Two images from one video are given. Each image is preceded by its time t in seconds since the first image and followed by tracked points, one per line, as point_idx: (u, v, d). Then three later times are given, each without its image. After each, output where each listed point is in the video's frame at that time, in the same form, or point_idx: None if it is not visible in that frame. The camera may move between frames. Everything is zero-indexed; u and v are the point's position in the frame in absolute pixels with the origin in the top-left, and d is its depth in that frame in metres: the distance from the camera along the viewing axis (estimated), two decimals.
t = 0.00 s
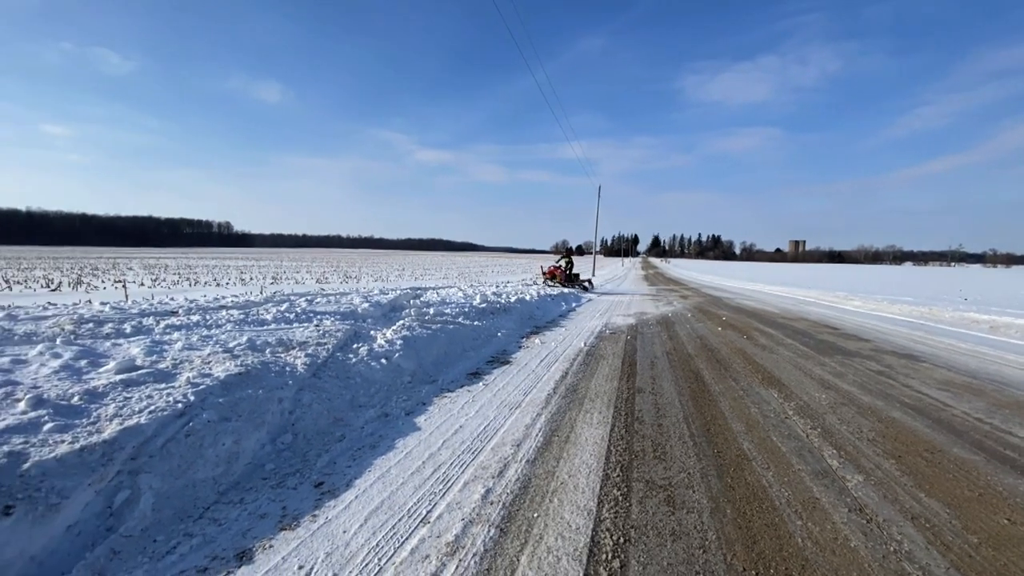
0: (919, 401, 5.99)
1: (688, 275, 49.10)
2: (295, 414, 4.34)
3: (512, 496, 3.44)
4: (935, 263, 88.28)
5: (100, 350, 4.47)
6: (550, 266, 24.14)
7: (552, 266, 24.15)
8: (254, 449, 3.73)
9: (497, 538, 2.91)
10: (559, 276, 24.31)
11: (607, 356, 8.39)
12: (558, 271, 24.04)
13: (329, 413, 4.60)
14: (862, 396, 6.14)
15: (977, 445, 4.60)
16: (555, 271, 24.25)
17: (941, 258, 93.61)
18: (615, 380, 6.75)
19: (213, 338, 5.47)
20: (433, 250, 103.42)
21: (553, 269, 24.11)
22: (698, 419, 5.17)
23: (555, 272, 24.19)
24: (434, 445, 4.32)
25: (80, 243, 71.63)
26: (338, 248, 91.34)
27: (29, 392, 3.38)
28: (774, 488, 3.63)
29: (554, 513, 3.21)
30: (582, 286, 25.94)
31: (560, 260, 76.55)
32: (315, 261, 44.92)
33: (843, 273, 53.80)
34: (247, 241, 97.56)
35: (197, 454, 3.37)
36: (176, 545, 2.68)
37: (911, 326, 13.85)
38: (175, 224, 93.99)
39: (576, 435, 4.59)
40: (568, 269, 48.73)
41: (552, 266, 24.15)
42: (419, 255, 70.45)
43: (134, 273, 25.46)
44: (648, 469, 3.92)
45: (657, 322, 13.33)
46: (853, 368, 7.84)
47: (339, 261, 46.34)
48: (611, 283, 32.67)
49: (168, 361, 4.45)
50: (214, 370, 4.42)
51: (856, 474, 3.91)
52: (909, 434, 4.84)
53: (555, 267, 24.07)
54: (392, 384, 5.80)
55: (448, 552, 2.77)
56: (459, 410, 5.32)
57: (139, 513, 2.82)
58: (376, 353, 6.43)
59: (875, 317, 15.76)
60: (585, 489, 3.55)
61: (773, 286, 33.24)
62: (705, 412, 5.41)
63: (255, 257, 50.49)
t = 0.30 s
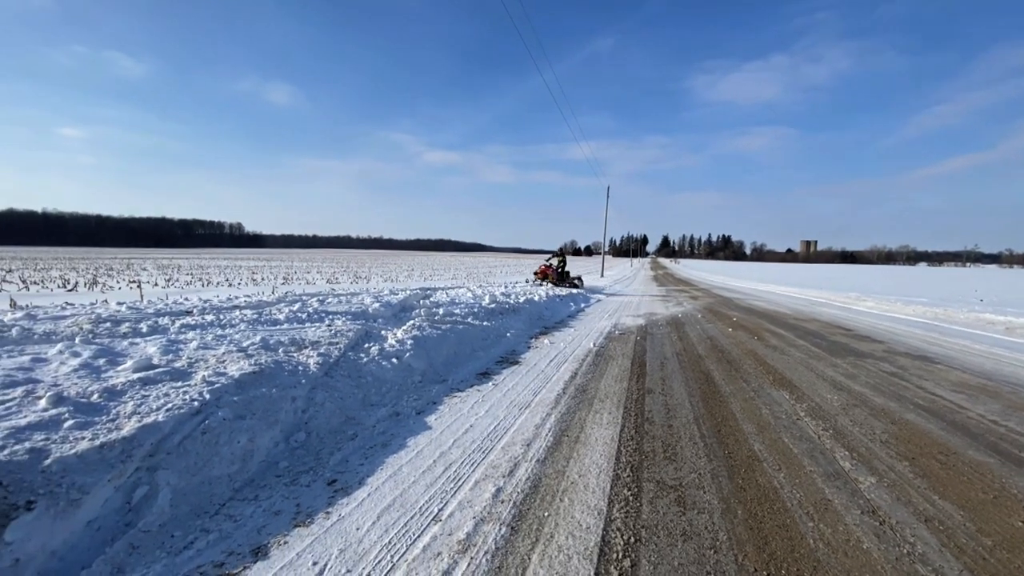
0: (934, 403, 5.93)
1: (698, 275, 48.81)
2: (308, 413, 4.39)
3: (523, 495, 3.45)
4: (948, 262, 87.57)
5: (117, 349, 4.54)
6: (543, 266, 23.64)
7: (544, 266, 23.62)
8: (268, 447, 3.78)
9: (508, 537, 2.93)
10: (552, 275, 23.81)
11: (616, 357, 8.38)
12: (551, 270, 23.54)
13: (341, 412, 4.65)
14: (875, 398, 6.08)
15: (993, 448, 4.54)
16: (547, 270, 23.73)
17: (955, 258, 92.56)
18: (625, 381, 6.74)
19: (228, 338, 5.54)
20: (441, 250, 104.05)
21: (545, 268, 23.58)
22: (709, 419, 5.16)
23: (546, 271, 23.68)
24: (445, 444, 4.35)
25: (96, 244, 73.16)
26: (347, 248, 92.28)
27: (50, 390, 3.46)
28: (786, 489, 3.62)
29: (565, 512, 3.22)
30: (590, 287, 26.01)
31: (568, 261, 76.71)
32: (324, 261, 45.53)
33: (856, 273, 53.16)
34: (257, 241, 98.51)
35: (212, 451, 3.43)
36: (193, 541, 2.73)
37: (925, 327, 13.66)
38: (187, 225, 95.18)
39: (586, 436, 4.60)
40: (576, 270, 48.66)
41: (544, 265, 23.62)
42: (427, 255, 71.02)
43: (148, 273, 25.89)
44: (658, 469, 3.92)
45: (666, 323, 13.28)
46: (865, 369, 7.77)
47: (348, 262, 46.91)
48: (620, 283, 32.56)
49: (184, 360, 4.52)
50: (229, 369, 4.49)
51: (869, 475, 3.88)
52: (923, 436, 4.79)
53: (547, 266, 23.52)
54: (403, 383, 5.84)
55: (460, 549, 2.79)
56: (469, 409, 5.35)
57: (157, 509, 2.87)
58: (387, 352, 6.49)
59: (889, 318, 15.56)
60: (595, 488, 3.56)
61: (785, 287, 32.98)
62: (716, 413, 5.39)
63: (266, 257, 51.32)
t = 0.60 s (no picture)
0: (949, 408, 5.81)
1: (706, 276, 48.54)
2: (315, 415, 4.39)
3: (530, 500, 3.42)
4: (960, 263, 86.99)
5: (127, 350, 4.57)
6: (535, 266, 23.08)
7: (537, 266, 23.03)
8: (275, 449, 3.78)
9: (516, 543, 2.90)
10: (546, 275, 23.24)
11: (624, 359, 8.32)
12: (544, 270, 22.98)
13: (348, 414, 4.65)
14: (888, 402, 5.98)
15: (1011, 455, 4.43)
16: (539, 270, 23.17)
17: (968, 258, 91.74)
18: (633, 384, 6.68)
19: (236, 339, 5.57)
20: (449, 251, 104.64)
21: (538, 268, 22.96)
22: (719, 423, 5.09)
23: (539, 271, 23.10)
24: (452, 447, 4.33)
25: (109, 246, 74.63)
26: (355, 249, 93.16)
27: (60, 391, 3.47)
28: (799, 496, 3.56)
29: (573, 518, 3.18)
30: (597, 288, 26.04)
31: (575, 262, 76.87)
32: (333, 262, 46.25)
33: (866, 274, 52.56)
34: (266, 242, 99.32)
35: (220, 454, 3.43)
36: (200, 544, 2.73)
37: (939, 329, 13.46)
38: (198, 226, 96.20)
39: (595, 439, 4.55)
40: (583, 271, 48.52)
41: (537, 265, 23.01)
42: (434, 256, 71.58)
43: (160, 274, 26.25)
44: (668, 474, 3.86)
45: (675, 324, 13.18)
46: (878, 372, 7.65)
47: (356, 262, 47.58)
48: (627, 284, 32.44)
49: (193, 361, 4.54)
50: (237, 370, 4.50)
51: (884, 482, 3.81)
52: (939, 442, 4.70)
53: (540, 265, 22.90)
54: (410, 385, 5.84)
55: (467, 555, 2.76)
56: (476, 412, 5.33)
57: (165, 511, 2.87)
58: (394, 354, 6.49)
59: (901, 321, 15.33)
60: (604, 494, 3.52)
61: (794, 288, 32.67)
62: (726, 416, 5.33)
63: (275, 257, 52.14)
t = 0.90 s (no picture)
0: (964, 411, 5.71)
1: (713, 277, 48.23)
2: (323, 415, 4.39)
3: (538, 502, 3.39)
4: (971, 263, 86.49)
5: (137, 350, 4.59)
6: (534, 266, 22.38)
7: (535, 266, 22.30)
8: (283, 450, 3.78)
9: (524, 546, 2.87)
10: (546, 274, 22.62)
11: (632, 361, 8.27)
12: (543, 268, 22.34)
13: (355, 414, 4.65)
14: (901, 405, 5.89)
15: None
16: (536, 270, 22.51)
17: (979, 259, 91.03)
18: (641, 385, 6.64)
19: (244, 339, 5.58)
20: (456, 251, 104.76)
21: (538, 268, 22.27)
22: (728, 426, 5.05)
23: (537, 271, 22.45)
24: (459, 448, 4.31)
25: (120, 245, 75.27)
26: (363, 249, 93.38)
27: (71, 391, 3.49)
28: (810, 500, 3.51)
29: (582, 521, 3.16)
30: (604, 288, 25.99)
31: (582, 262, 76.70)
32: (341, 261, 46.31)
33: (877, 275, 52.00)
34: (274, 242, 99.96)
35: (228, 454, 3.43)
36: (208, 544, 2.73)
37: (952, 331, 13.26)
38: (207, 226, 97.03)
39: (602, 442, 4.52)
40: (590, 271, 48.40)
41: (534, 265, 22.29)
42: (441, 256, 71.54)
43: (170, 274, 26.51)
44: (677, 478, 3.83)
45: (683, 326, 13.09)
46: (891, 375, 7.54)
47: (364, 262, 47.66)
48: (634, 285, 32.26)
49: (201, 361, 4.55)
50: (245, 370, 4.51)
51: (898, 487, 3.74)
52: (954, 446, 4.62)
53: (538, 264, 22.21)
54: (417, 386, 5.83)
55: (475, 558, 2.74)
56: (483, 413, 5.31)
57: (173, 511, 2.87)
58: (401, 354, 6.49)
59: (912, 322, 15.12)
60: (612, 497, 3.49)
61: (804, 289, 32.35)
62: (735, 419, 5.27)
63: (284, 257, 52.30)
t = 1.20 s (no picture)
0: (980, 414, 5.62)
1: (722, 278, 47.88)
2: (332, 414, 4.40)
3: (548, 504, 3.37)
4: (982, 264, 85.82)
5: (148, 348, 4.62)
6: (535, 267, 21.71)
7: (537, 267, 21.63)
8: (293, 449, 3.79)
9: (534, 548, 2.85)
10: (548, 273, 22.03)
11: (640, 361, 8.21)
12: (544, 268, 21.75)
13: (364, 413, 4.65)
14: (916, 408, 5.80)
15: None
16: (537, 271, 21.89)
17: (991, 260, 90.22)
18: (650, 386, 6.59)
19: (254, 338, 5.60)
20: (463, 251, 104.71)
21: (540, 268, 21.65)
22: (739, 428, 4.99)
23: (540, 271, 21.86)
24: (468, 448, 4.30)
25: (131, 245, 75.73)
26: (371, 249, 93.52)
27: (83, 388, 3.51)
28: (824, 504, 3.45)
29: (592, 523, 3.13)
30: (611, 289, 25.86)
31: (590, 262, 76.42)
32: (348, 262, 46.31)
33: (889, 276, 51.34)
34: (284, 242, 100.63)
35: (238, 452, 3.43)
36: (218, 542, 2.73)
37: (966, 333, 13.07)
38: (218, 226, 97.88)
39: (611, 443, 4.49)
40: (598, 271, 48.19)
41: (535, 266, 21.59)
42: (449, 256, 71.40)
43: (181, 274, 26.65)
44: (688, 480, 3.79)
45: (692, 326, 12.99)
46: (904, 377, 7.43)
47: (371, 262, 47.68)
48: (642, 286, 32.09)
49: (212, 360, 4.57)
50: (255, 369, 4.52)
51: (913, 492, 3.68)
52: (970, 450, 4.53)
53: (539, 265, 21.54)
54: (425, 385, 5.83)
55: (484, 559, 2.73)
56: (491, 413, 5.29)
57: (184, 509, 2.88)
58: (410, 354, 6.49)
59: (926, 324, 14.89)
60: (622, 499, 3.46)
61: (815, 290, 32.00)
62: (747, 421, 5.21)
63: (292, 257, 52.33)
